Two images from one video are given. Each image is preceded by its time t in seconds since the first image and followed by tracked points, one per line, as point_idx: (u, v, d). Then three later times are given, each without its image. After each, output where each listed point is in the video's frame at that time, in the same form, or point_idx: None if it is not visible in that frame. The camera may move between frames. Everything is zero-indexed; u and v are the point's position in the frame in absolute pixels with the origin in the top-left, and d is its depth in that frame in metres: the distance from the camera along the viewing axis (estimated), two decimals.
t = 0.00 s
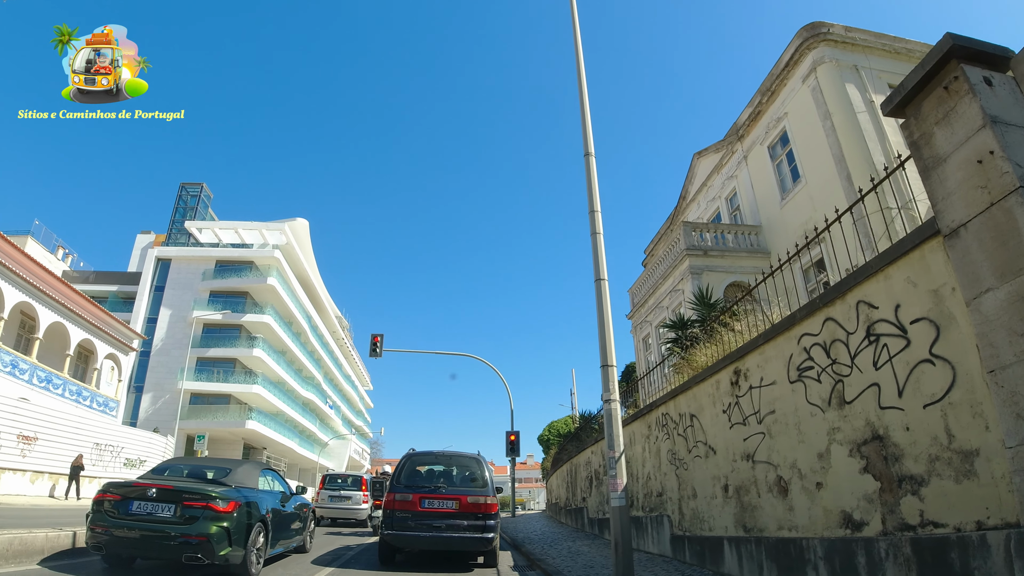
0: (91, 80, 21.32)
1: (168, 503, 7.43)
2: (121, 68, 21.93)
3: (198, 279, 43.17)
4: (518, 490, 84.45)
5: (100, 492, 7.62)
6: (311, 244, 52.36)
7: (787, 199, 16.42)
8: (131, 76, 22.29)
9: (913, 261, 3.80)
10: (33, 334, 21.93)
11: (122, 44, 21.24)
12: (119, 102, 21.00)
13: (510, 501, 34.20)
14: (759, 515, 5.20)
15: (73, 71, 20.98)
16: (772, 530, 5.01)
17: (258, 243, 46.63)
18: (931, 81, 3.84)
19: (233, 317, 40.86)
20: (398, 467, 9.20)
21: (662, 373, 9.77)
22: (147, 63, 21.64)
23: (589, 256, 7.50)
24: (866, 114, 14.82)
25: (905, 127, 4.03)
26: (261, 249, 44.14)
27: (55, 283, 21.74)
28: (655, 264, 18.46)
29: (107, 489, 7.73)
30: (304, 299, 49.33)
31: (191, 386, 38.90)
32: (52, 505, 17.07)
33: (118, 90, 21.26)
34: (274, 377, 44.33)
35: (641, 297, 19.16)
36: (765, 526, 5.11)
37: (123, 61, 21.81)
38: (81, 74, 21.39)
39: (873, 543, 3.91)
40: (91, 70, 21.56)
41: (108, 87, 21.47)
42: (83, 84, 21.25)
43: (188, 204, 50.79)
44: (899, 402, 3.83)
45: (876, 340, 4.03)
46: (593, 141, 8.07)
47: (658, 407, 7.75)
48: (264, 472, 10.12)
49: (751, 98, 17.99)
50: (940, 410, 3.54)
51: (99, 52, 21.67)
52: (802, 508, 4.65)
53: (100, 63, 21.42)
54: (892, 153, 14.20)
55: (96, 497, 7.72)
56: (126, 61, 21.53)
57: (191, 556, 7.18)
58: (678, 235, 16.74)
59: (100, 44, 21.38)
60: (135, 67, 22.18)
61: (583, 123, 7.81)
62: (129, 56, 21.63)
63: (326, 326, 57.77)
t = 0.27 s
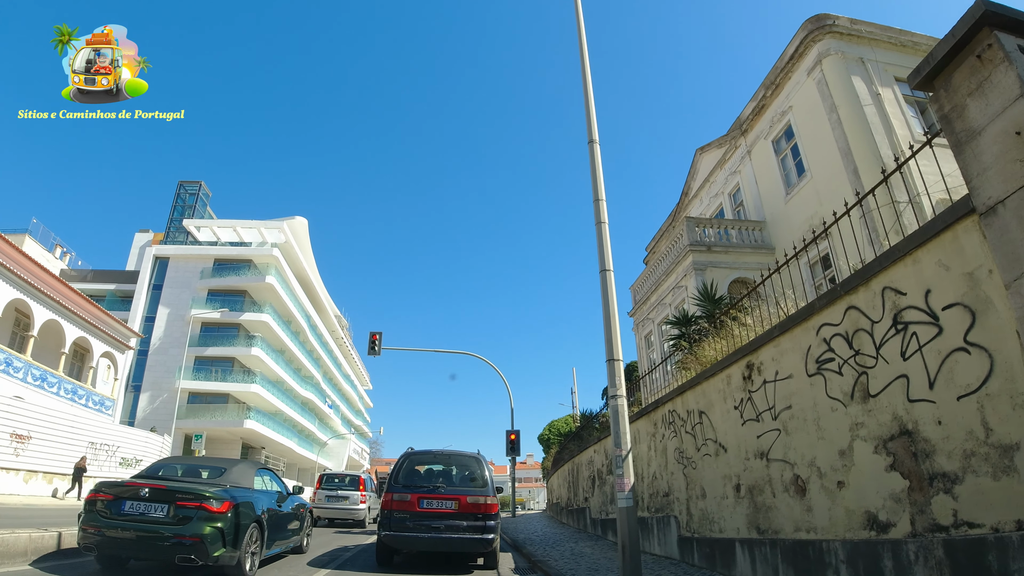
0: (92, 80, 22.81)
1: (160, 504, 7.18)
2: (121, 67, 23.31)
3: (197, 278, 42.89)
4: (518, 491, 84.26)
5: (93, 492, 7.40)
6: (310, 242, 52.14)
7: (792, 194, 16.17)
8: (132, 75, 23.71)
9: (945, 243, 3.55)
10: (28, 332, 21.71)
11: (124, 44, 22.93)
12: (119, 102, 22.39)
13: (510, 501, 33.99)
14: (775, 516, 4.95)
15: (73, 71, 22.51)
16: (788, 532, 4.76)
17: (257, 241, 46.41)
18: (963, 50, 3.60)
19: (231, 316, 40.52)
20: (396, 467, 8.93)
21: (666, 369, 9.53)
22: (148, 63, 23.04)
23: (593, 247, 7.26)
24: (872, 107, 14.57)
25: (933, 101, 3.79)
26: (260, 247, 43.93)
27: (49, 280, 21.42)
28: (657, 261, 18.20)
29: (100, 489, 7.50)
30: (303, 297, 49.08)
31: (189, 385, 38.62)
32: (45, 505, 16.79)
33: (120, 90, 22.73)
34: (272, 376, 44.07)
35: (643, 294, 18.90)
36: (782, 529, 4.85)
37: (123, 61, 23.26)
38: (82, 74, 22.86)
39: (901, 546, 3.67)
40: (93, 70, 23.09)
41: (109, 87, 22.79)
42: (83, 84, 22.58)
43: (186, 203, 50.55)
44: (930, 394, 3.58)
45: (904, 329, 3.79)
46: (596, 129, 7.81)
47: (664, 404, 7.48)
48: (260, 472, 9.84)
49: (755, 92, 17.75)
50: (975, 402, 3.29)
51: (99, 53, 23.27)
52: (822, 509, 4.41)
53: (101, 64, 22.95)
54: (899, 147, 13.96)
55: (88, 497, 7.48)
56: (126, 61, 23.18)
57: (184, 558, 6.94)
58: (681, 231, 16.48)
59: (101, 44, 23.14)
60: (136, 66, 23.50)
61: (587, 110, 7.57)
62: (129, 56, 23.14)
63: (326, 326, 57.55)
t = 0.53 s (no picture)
0: (92, 80, 22.59)
1: (154, 504, 6.93)
2: (122, 67, 23.07)
3: (195, 277, 42.64)
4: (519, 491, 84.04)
5: (85, 492, 7.15)
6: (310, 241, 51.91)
7: (797, 189, 15.93)
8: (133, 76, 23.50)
9: (979, 224, 3.32)
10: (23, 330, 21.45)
11: (125, 44, 22.66)
12: (119, 102, 22.11)
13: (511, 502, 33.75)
14: (792, 517, 4.73)
15: (73, 71, 22.29)
16: (807, 534, 4.54)
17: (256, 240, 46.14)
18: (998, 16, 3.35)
19: (230, 315, 40.32)
20: (394, 466, 8.68)
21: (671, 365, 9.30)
22: (148, 63, 22.81)
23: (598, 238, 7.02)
24: (879, 99, 14.29)
25: (966, 73, 3.55)
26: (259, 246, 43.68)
27: (43, 275, 21.05)
28: (660, 257, 17.95)
29: (93, 489, 7.25)
30: (302, 296, 48.85)
31: (188, 384, 38.38)
32: (40, 505, 16.55)
33: (120, 90, 22.45)
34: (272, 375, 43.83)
35: (646, 291, 18.65)
36: (800, 531, 4.63)
37: (124, 61, 22.99)
38: (82, 74, 22.61)
39: (933, 548, 3.44)
40: (93, 70, 22.84)
41: (109, 87, 22.53)
42: (83, 84, 22.37)
43: (185, 201, 50.28)
44: (964, 386, 3.35)
45: (935, 317, 3.57)
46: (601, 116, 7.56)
47: (671, 401, 7.23)
48: (257, 472, 9.56)
49: (759, 86, 17.49)
50: (1014, 393, 3.05)
51: (99, 53, 23.03)
52: (846, 509, 4.18)
53: (102, 65, 22.70)
54: (907, 140, 13.68)
55: (81, 496, 7.24)
56: (127, 62, 22.94)
57: (178, 560, 6.70)
58: (684, 226, 16.22)
59: (102, 44, 22.91)
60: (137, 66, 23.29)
61: (592, 95, 7.32)
62: (129, 56, 22.88)
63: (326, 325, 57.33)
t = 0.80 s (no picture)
0: (92, 80, 22.38)
1: (149, 504, 6.69)
2: (121, 67, 22.84)
3: (195, 275, 42.40)
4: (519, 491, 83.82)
5: (80, 491, 6.92)
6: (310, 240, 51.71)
7: (803, 184, 15.69)
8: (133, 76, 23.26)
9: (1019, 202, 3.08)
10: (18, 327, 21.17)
11: (125, 44, 22.44)
12: (119, 102, 21.89)
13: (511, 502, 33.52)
14: (811, 518, 4.52)
15: (73, 71, 22.07)
16: (828, 536, 4.32)
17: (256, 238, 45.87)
18: None
19: (229, 313, 40.09)
20: (394, 467, 8.44)
21: (677, 362, 9.07)
22: (148, 63, 22.59)
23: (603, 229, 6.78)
24: (887, 92, 14.02)
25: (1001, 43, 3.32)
26: (259, 245, 43.47)
27: (39, 272, 20.76)
28: (663, 254, 17.70)
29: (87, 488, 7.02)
30: (302, 295, 48.64)
31: (187, 383, 38.14)
32: (35, 505, 16.32)
33: (119, 90, 22.22)
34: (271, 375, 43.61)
35: (649, 288, 18.40)
36: (820, 533, 4.41)
37: (124, 61, 22.77)
38: (82, 74, 22.39)
39: (967, 551, 3.22)
40: (93, 70, 22.61)
41: (109, 87, 22.30)
42: (83, 84, 22.16)
43: (185, 200, 50.07)
44: (1002, 376, 3.11)
45: (969, 303, 3.34)
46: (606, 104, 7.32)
47: (679, 398, 7.00)
48: (255, 471, 9.27)
49: (764, 81, 17.25)
50: None
51: (99, 53, 22.81)
52: (872, 510, 3.96)
53: (102, 65, 22.48)
54: (915, 133, 13.43)
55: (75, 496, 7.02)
56: (127, 61, 22.71)
57: (173, 561, 6.48)
58: (688, 222, 15.96)
59: (101, 44, 22.68)
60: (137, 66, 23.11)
61: (598, 82, 7.09)
62: (129, 56, 22.65)
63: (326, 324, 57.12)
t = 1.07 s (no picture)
0: (92, 82, 22.16)
1: (144, 504, 6.48)
2: (122, 68, 22.60)
3: (195, 274, 42.19)
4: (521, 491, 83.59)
5: (74, 491, 6.72)
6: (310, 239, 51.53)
7: (810, 179, 15.46)
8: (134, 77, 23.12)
9: None
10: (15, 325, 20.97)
11: (126, 43, 22.24)
12: (119, 102, 21.68)
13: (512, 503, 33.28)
14: (831, 519, 4.31)
15: (73, 72, 21.86)
16: (849, 538, 4.12)
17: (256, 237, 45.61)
18: None
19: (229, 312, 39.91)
20: (395, 467, 8.23)
21: (683, 360, 8.85)
22: (149, 63, 22.44)
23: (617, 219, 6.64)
24: (895, 85, 13.76)
25: None
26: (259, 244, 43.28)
27: (36, 269, 20.49)
28: (667, 251, 17.47)
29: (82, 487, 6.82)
30: (303, 294, 48.47)
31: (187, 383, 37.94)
32: (30, 505, 16.13)
33: (120, 91, 22.00)
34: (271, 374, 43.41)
35: (652, 286, 18.17)
36: (841, 534, 4.21)
37: (125, 62, 22.51)
38: (82, 74, 22.18)
39: (1003, 552, 3.00)
40: (94, 71, 22.42)
41: (109, 87, 22.10)
42: (83, 85, 21.96)
43: (185, 199, 49.90)
44: None
45: (1006, 288, 3.12)
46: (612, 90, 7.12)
47: (687, 394, 6.78)
48: (253, 471, 8.98)
49: (769, 75, 17.02)
50: None
51: (99, 53, 22.60)
52: (898, 510, 3.75)
53: (102, 65, 22.28)
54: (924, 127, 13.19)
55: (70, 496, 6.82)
56: (127, 62, 22.44)
57: (169, 563, 6.26)
58: (692, 218, 15.72)
59: (102, 44, 22.45)
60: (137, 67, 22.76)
61: (603, 68, 6.88)
62: (129, 56, 22.42)
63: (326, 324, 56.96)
